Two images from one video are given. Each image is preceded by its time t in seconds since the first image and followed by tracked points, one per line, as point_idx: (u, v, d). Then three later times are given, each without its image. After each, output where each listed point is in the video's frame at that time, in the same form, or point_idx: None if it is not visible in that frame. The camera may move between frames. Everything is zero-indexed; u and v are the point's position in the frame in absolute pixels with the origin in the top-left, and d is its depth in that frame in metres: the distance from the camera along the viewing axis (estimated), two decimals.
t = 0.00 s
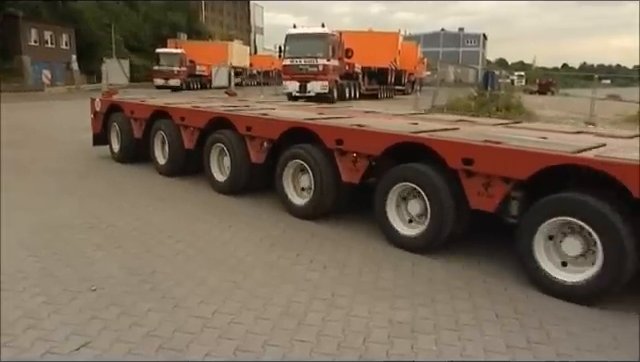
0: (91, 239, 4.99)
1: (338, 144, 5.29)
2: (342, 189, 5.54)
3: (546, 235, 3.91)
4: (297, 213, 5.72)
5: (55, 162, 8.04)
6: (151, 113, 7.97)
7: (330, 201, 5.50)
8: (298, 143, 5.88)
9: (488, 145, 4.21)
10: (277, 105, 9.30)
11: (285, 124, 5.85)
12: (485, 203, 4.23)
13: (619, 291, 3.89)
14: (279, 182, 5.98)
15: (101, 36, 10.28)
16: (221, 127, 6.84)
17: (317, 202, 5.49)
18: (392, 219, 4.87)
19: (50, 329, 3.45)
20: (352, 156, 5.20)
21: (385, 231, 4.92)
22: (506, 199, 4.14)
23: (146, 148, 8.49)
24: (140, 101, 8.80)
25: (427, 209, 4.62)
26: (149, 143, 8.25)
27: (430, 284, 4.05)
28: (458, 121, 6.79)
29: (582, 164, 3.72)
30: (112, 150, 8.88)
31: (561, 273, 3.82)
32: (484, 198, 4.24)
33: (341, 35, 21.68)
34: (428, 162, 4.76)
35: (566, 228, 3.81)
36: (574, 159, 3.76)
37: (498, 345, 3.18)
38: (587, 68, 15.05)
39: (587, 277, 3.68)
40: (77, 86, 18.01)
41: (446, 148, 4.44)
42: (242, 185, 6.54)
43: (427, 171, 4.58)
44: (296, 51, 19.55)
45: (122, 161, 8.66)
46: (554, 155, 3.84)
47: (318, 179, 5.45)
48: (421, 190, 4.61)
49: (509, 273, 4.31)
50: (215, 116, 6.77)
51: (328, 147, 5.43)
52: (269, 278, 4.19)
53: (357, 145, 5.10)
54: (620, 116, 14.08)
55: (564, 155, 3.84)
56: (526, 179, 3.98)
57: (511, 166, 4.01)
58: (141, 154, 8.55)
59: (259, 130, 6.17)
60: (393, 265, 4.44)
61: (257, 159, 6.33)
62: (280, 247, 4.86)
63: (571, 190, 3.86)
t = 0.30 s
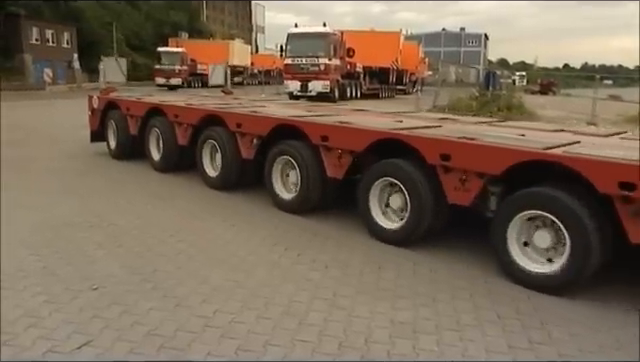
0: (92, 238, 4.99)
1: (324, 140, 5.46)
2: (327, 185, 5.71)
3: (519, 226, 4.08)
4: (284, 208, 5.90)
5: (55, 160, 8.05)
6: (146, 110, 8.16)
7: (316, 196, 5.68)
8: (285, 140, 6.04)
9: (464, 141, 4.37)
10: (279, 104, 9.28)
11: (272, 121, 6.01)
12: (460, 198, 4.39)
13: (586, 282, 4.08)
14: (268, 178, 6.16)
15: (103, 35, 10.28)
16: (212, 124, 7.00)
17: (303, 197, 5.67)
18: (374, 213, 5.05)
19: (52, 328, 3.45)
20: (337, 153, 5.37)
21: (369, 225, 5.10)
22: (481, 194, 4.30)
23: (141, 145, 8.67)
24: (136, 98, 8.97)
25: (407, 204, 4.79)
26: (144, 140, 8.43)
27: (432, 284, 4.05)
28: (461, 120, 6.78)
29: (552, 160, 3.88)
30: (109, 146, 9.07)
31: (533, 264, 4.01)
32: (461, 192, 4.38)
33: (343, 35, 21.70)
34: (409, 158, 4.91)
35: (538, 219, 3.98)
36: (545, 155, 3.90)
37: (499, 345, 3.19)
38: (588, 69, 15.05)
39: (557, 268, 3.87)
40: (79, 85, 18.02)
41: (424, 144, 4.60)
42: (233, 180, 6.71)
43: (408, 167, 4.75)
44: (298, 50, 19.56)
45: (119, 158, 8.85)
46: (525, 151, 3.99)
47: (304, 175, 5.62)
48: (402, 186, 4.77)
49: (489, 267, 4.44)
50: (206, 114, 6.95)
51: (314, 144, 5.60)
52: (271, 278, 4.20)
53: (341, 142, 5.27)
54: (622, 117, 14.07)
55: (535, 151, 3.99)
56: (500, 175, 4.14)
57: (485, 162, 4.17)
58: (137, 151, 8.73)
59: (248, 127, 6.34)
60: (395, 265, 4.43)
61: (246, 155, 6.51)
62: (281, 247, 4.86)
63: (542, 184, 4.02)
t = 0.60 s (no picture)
0: (96, 236, 5.00)
1: (310, 136, 5.63)
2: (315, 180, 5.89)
3: (492, 218, 4.25)
4: (273, 202, 6.08)
5: (59, 158, 8.07)
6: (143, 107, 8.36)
7: (304, 189, 5.84)
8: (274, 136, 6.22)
9: (440, 137, 4.52)
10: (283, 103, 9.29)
11: (262, 118, 6.19)
12: (435, 192, 4.55)
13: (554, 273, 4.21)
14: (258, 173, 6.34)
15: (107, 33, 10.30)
16: (205, 121, 7.18)
17: (291, 191, 5.84)
18: (356, 206, 5.22)
19: (56, 326, 3.46)
20: (321, 148, 5.55)
21: (352, 219, 5.26)
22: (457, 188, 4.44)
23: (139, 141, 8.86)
24: (135, 95, 9.17)
25: (387, 199, 4.94)
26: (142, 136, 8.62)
27: (436, 285, 4.05)
28: (465, 120, 6.78)
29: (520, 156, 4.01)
30: (108, 142, 9.28)
31: (504, 255, 4.16)
32: (438, 187, 4.52)
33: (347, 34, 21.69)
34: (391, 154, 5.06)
35: (509, 212, 4.14)
36: (518, 151, 4.03)
37: (503, 346, 3.19)
38: (594, 69, 15.02)
39: (525, 260, 4.01)
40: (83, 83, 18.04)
41: (403, 140, 4.76)
42: (226, 174, 6.88)
43: (388, 162, 4.90)
44: (302, 50, 19.54)
45: (117, 153, 9.05)
46: (497, 147, 4.12)
47: (291, 170, 5.80)
48: (383, 181, 4.92)
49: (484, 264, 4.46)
50: (200, 110, 7.14)
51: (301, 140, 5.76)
52: (274, 277, 4.20)
53: (326, 138, 5.44)
54: (627, 118, 14.04)
55: (507, 146, 4.13)
56: (474, 170, 4.29)
57: (459, 158, 4.31)
58: (135, 147, 8.89)
59: (240, 123, 6.52)
60: (399, 265, 4.43)
61: (238, 150, 6.69)
62: (285, 246, 4.86)
63: (514, 179, 4.16)
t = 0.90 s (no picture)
0: (99, 235, 5.01)
1: (298, 133, 5.88)
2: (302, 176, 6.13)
3: (467, 211, 4.46)
4: (263, 197, 6.32)
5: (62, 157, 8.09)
6: (141, 104, 8.64)
7: (291, 184, 6.09)
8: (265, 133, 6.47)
9: (420, 134, 4.77)
10: (286, 103, 9.29)
11: (253, 115, 6.46)
12: (413, 187, 4.79)
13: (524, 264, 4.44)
14: (249, 168, 6.59)
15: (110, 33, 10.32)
16: (200, 118, 7.45)
17: (279, 186, 6.09)
18: (340, 200, 5.43)
19: (58, 325, 3.47)
20: (308, 145, 5.80)
21: (337, 213, 5.47)
22: (434, 183, 4.68)
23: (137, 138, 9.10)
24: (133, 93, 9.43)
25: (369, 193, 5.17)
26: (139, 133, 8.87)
27: (439, 285, 4.05)
28: (468, 121, 6.80)
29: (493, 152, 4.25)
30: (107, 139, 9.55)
31: (477, 246, 4.37)
32: (417, 181, 4.76)
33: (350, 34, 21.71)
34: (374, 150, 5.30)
35: (483, 205, 4.34)
36: (491, 147, 4.27)
37: (507, 348, 3.20)
38: (597, 70, 15.02)
39: (496, 250, 4.23)
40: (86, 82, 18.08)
41: (386, 136, 5.01)
42: (218, 170, 7.13)
43: (371, 158, 5.14)
44: (305, 49, 19.54)
45: (116, 150, 9.31)
46: (471, 143, 4.36)
47: (279, 166, 6.06)
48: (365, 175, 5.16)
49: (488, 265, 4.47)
50: (194, 108, 7.42)
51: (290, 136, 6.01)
52: (277, 277, 4.21)
53: (312, 134, 5.70)
54: (630, 118, 14.03)
55: (480, 142, 4.37)
56: (449, 165, 4.52)
57: (436, 153, 4.55)
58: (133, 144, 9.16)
59: (232, 121, 6.79)
60: (402, 266, 4.44)
61: (230, 146, 6.95)
62: (288, 246, 4.87)
63: (488, 173, 4.39)
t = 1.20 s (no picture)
0: (105, 233, 5.03)
1: (286, 128, 6.07)
2: (292, 170, 6.31)
3: (444, 201, 4.62)
4: (255, 190, 6.52)
5: (68, 153, 8.13)
6: (140, 100, 8.81)
7: (282, 178, 6.28)
8: (256, 128, 6.65)
9: (399, 128, 4.94)
10: (291, 101, 9.28)
11: (245, 110, 6.63)
12: (393, 179, 4.99)
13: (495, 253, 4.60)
14: (242, 162, 6.80)
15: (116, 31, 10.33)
16: (194, 114, 7.64)
17: (269, 179, 6.29)
18: (326, 193, 5.64)
19: (65, 322, 3.48)
20: (296, 139, 5.98)
21: (327, 206, 5.64)
22: (413, 175, 4.86)
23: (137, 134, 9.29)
24: (133, 89, 9.64)
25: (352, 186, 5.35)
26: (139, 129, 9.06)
27: (445, 284, 4.06)
28: (474, 119, 6.78)
29: (465, 145, 4.41)
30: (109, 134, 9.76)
31: (453, 234, 4.56)
32: (397, 174, 4.94)
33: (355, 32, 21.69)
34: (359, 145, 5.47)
35: (458, 197, 4.52)
36: (465, 141, 4.43)
37: (513, 347, 3.21)
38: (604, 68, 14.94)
39: (469, 240, 4.41)
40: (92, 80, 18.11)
41: (367, 130, 5.18)
42: (212, 165, 7.33)
43: (355, 152, 5.32)
44: (310, 47, 19.53)
45: (117, 146, 9.53)
46: (447, 137, 4.52)
47: (269, 159, 6.25)
48: (349, 169, 5.33)
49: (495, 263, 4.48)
50: (189, 104, 7.61)
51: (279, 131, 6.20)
52: (283, 275, 4.22)
53: (299, 130, 5.88)
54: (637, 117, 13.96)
55: (456, 136, 4.53)
56: (426, 158, 4.70)
57: (414, 147, 4.72)
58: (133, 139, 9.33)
59: (225, 116, 6.96)
60: (408, 264, 4.45)
61: (224, 141, 7.13)
62: (293, 244, 4.87)
63: (464, 166, 4.54)
